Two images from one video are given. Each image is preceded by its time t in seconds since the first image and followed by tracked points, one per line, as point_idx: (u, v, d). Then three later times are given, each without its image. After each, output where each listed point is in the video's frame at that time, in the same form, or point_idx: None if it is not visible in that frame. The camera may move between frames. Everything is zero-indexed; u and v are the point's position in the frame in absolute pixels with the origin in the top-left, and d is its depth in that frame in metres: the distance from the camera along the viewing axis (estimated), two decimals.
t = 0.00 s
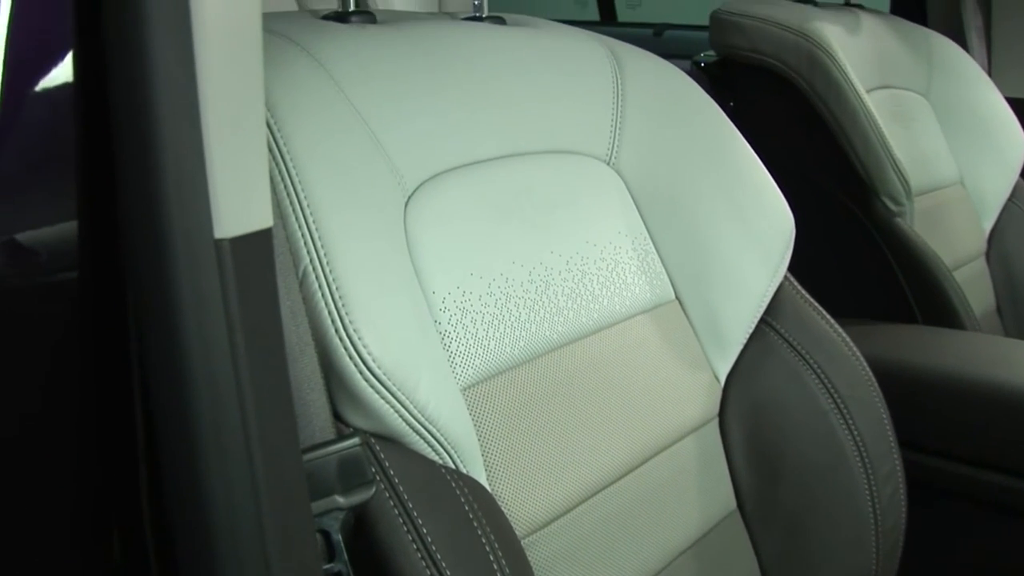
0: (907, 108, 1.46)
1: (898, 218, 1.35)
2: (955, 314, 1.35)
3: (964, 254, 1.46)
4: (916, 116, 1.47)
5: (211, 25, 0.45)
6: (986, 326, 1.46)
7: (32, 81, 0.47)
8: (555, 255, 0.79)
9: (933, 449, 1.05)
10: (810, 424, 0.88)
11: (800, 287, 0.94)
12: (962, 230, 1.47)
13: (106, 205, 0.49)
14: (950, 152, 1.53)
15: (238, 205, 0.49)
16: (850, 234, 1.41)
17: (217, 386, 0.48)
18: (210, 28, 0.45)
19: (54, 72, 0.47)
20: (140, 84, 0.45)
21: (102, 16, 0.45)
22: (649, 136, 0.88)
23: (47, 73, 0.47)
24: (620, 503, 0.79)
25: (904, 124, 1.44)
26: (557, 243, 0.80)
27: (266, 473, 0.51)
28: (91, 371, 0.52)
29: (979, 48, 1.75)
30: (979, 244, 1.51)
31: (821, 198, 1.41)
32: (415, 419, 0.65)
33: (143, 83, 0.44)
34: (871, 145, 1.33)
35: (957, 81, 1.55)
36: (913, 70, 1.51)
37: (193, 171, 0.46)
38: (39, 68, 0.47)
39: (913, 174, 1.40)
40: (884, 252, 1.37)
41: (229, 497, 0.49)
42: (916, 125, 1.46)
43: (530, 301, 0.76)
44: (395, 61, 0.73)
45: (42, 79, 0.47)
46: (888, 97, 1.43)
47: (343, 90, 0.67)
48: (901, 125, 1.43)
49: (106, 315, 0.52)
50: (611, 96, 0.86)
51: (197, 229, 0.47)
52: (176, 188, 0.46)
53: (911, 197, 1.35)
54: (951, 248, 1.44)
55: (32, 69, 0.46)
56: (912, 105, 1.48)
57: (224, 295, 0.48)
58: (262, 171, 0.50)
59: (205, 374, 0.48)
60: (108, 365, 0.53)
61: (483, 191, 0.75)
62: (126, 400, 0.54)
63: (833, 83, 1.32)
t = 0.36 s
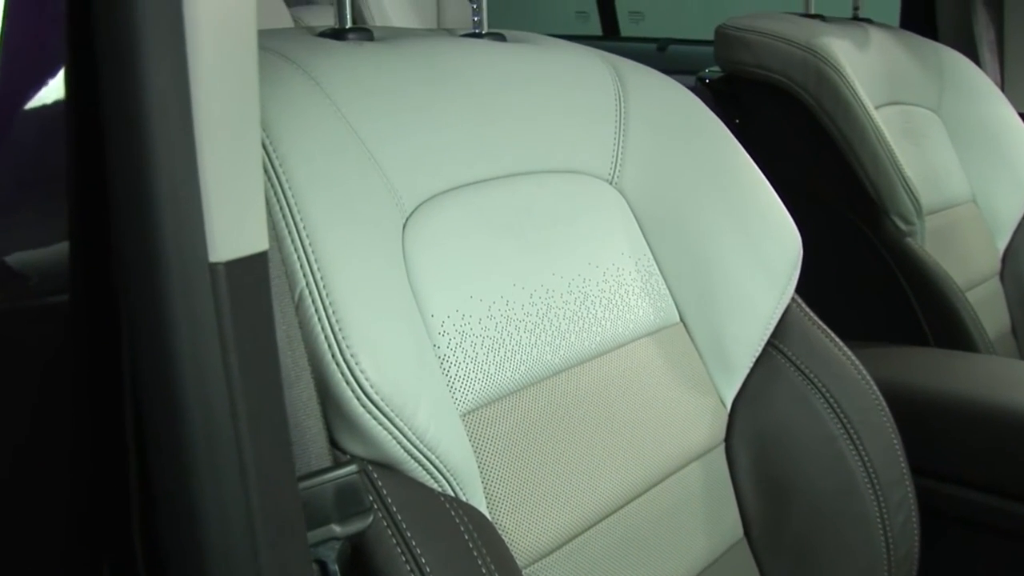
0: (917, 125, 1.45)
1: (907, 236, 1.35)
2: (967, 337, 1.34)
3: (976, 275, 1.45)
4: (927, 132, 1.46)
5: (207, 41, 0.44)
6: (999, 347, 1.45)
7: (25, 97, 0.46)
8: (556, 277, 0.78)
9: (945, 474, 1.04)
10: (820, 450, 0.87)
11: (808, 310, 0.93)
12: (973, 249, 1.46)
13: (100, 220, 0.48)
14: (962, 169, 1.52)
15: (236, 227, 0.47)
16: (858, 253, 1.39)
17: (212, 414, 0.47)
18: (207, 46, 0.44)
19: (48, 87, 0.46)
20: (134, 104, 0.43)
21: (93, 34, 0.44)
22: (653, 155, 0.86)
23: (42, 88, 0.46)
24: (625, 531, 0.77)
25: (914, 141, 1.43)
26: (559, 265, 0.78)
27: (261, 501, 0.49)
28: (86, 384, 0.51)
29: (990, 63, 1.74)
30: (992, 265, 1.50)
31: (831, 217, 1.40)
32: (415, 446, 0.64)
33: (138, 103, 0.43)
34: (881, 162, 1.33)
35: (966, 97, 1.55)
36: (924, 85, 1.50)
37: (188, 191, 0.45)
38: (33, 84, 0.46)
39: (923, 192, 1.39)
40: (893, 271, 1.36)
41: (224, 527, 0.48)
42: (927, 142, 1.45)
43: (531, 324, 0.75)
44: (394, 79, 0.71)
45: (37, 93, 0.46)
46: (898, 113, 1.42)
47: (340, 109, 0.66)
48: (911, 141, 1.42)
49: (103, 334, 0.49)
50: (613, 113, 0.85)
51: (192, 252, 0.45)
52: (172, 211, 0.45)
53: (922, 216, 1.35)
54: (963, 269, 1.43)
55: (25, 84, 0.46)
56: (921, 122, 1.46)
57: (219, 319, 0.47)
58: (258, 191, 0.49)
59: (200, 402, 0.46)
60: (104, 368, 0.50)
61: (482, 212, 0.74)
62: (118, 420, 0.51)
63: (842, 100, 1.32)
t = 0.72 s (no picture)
0: (927, 140, 1.44)
1: (917, 255, 1.33)
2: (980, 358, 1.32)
3: (987, 294, 1.44)
4: (936, 147, 1.45)
5: (200, 58, 0.43)
6: (1011, 368, 1.43)
7: (9, 115, 0.44)
8: (556, 297, 0.76)
9: (956, 499, 1.02)
10: (827, 474, 0.85)
11: (814, 330, 0.91)
12: (984, 267, 1.45)
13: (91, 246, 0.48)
14: (972, 185, 1.51)
15: (230, 247, 0.46)
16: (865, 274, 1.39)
17: (205, 440, 0.46)
18: (199, 64, 0.43)
19: (35, 104, 0.44)
20: (125, 124, 0.42)
21: (85, 53, 0.43)
22: (654, 171, 0.85)
23: (27, 105, 0.44)
24: (628, 558, 0.76)
25: (923, 156, 1.41)
26: (559, 285, 0.77)
27: (256, 532, 0.48)
28: (74, 414, 0.49)
29: (1003, 76, 1.72)
30: (1004, 283, 1.48)
31: (837, 236, 1.40)
32: (412, 471, 0.62)
33: (129, 122, 0.42)
34: (888, 178, 1.31)
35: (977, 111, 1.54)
36: (933, 101, 1.49)
37: (181, 212, 0.44)
38: (17, 102, 0.44)
39: (933, 208, 1.37)
40: (901, 291, 1.36)
41: (216, 558, 0.47)
42: (937, 157, 1.44)
43: (530, 345, 0.73)
44: (393, 96, 0.70)
45: (21, 111, 0.44)
46: (907, 127, 1.40)
47: (336, 128, 0.65)
48: (920, 156, 1.41)
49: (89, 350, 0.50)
50: (613, 127, 0.84)
51: (184, 274, 0.44)
52: (164, 232, 0.43)
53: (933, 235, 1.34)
54: (974, 289, 1.41)
55: (10, 103, 0.44)
56: (930, 137, 1.45)
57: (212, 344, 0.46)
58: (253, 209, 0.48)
59: (193, 427, 0.45)
60: (92, 400, 0.50)
61: (481, 231, 0.73)
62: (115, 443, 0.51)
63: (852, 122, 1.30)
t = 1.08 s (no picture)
0: (940, 158, 1.43)
1: (931, 277, 1.33)
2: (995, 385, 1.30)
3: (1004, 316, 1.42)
4: (949, 166, 1.44)
5: (196, 83, 0.42)
6: None
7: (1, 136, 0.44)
8: (559, 322, 0.75)
9: (975, 528, 0.99)
10: (840, 505, 0.84)
11: (824, 354, 0.89)
12: (999, 288, 1.43)
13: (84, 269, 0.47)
14: (986, 204, 1.49)
15: (227, 274, 0.45)
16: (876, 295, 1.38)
17: (200, 473, 0.44)
18: (195, 85, 0.42)
19: (28, 125, 0.44)
20: (119, 148, 0.41)
21: (77, 76, 0.42)
22: (659, 191, 0.84)
23: (18, 126, 0.44)
24: None
25: (936, 175, 1.40)
26: (562, 309, 0.75)
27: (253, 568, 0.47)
28: (67, 441, 0.48)
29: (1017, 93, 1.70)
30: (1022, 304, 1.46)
31: (845, 255, 1.40)
32: (411, 501, 0.60)
33: (123, 148, 0.41)
34: (899, 200, 1.31)
35: (992, 130, 1.53)
36: (944, 119, 1.48)
37: (176, 239, 0.43)
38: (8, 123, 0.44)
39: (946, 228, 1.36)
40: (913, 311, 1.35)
41: None
42: (949, 176, 1.43)
43: (533, 372, 0.72)
44: (395, 118, 0.69)
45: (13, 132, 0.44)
46: (919, 146, 1.40)
47: (335, 150, 0.64)
48: (932, 175, 1.39)
49: (86, 380, 0.48)
50: (617, 146, 0.83)
51: (179, 302, 0.43)
52: (160, 260, 0.42)
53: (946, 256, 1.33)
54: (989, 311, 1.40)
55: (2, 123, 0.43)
56: (943, 155, 1.44)
57: (208, 375, 0.44)
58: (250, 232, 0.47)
59: (188, 461, 0.44)
60: (85, 424, 0.49)
61: (482, 255, 0.71)
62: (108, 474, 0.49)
63: (860, 134, 1.30)
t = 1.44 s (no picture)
0: (962, 183, 1.41)
1: (953, 304, 1.31)
2: None
3: None
4: (971, 191, 1.42)
5: (200, 121, 0.43)
6: None
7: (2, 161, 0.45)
8: (570, 352, 0.73)
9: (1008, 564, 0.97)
10: (860, 540, 0.82)
11: (843, 385, 0.87)
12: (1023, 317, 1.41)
13: (88, 292, 0.49)
14: (1011, 228, 1.46)
15: (231, 307, 0.46)
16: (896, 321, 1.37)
17: (202, 503, 0.45)
18: (198, 123, 0.42)
19: (30, 150, 0.45)
20: (123, 184, 0.42)
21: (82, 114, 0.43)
22: (672, 218, 0.82)
23: (19, 152, 0.45)
24: None
25: (957, 201, 1.38)
26: (572, 340, 0.74)
27: None
28: (67, 455, 0.51)
29: None
30: None
31: (861, 281, 1.39)
32: (420, 538, 0.58)
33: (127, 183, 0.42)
34: (919, 223, 1.29)
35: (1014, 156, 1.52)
36: (966, 143, 1.46)
37: (179, 274, 0.43)
38: (10, 148, 0.45)
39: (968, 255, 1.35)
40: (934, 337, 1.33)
41: None
42: (971, 201, 1.41)
43: (544, 405, 0.70)
44: (403, 144, 0.68)
45: (14, 158, 0.45)
46: (940, 170, 1.38)
47: (340, 178, 0.63)
48: (953, 200, 1.37)
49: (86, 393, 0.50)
50: (629, 176, 0.82)
51: (182, 338, 0.44)
52: (164, 294, 0.43)
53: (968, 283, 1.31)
54: (1013, 340, 1.38)
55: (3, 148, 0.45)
56: (964, 180, 1.42)
57: (212, 407, 0.45)
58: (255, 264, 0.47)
59: (192, 490, 0.45)
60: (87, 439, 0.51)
61: (489, 286, 0.70)
62: (109, 485, 0.52)
63: (879, 160, 1.29)
